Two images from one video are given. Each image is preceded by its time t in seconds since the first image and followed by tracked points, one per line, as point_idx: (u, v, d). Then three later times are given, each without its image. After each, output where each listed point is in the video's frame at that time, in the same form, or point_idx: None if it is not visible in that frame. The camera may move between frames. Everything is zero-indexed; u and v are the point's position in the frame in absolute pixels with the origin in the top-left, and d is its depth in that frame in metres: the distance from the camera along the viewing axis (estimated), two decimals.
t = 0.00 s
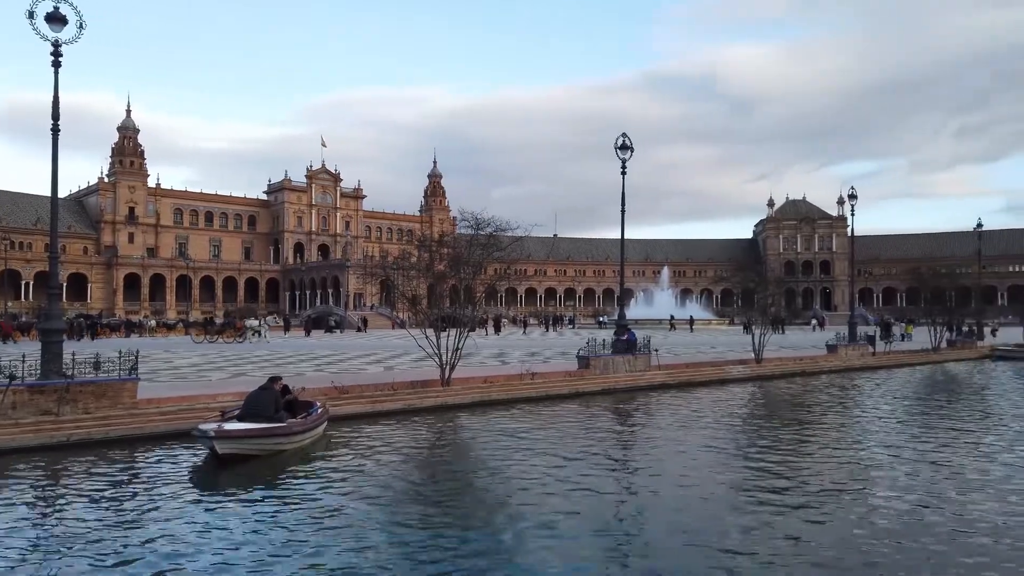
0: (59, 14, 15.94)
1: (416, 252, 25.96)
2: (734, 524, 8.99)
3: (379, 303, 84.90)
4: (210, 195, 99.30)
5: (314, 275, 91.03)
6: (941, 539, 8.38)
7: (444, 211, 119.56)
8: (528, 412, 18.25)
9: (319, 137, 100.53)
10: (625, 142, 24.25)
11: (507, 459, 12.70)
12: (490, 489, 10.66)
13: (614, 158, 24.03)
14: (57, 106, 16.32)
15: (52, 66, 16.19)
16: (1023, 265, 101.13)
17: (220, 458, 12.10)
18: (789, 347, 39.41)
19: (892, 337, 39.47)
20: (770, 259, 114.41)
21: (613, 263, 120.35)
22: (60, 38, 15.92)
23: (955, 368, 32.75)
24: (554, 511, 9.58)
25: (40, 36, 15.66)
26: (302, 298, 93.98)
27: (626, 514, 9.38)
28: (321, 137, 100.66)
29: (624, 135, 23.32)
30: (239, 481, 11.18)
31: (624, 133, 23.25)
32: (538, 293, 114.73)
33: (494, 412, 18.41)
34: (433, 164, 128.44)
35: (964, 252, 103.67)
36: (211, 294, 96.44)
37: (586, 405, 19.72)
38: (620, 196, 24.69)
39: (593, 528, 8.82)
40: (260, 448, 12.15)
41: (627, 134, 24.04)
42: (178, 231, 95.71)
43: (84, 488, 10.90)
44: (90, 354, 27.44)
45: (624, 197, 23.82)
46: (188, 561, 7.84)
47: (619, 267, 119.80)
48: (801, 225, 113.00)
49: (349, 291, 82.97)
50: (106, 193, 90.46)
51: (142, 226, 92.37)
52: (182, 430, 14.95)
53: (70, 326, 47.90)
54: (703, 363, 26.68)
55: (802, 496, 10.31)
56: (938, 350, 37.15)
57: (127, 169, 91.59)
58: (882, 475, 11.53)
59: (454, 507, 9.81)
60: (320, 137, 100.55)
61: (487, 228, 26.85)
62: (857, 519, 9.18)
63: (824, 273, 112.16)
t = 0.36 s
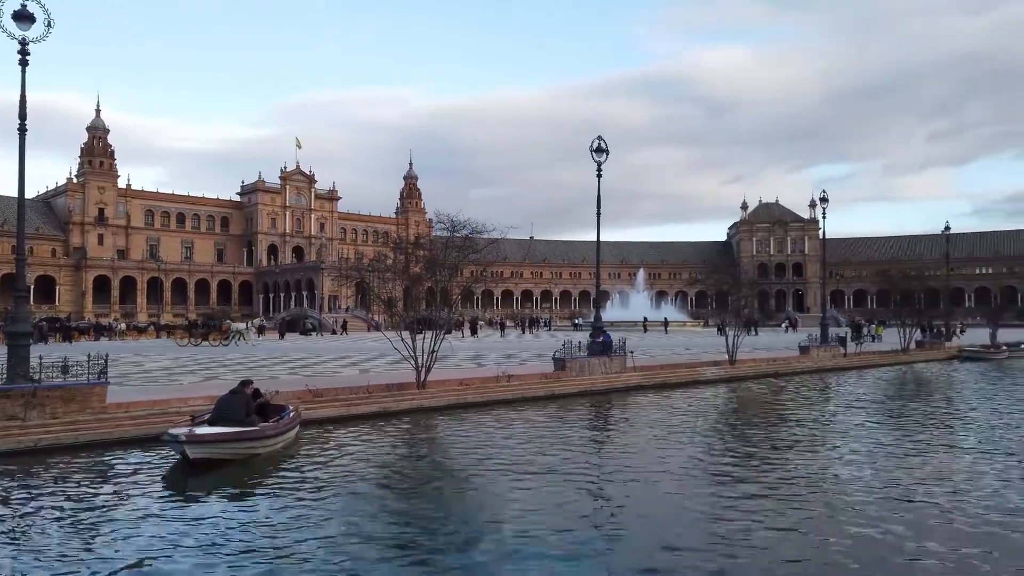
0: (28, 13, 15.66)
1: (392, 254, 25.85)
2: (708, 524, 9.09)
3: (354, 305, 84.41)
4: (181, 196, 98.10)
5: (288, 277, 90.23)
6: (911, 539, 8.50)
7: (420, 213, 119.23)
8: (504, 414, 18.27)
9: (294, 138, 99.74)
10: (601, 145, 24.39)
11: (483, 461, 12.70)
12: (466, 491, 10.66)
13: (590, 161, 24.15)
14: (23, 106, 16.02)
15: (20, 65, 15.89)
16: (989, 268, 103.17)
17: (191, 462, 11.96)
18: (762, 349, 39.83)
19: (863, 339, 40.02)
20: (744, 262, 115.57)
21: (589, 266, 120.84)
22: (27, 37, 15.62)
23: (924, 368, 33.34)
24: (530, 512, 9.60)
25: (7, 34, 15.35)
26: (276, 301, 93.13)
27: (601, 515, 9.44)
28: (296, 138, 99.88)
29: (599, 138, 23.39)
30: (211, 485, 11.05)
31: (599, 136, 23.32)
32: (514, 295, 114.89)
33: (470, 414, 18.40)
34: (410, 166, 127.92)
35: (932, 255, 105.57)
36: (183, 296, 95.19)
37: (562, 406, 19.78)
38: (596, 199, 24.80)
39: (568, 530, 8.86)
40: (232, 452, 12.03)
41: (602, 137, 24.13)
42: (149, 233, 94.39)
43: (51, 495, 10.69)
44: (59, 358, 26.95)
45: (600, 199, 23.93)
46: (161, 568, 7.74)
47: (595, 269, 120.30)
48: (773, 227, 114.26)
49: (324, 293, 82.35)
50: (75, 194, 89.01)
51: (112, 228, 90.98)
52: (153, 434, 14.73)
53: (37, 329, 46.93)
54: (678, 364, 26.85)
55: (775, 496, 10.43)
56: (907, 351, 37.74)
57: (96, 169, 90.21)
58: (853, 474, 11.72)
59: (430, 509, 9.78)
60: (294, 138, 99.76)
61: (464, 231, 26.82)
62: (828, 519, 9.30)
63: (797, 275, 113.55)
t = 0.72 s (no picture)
0: None
1: (366, 256, 25.68)
2: (680, 524, 9.18)
3: (327, 308, 83.75)
4: (151, 197, 96.65)
5: (260, 280, 89.25)
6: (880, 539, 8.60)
7: (394, 215, 118.72)
8: (478, 417, 18.24)
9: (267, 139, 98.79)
10: (576, 149, 24.47)
11: (456, 464, 12.69)
12: (438, 494, 10.64)
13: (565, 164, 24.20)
14: None
15: None
16: (955, 271, 105.22)
17: (160, 467, 11.78)
18: (735, 351, 40.18)
19: (832, 340, 40.51)
20: (716, 265, 116.65)
21: (564, 268, 121.19)
22: None
23: (892, 370, 33.85)
24: (504, 514, 9.61)
25: None
26: (248, 303, 92.07)
27: (574, 516, 9.49)
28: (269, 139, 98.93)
29: (573, 141, 23.45)
30: (181, 490, 10.89)
31: (573, 139, 23.39)
32: (488, 298, 114.86)
33: (443, 417, 18.34)
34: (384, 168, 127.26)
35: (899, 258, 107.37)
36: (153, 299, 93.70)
37: (536, 409, 19.82)
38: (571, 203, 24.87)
39: (541, 532, 8.88)
40: (202, 456, 11.88)
41: (577, 140, 24.22)
42: (118, 234, 92.88)
43: (15, 501, 10.46)
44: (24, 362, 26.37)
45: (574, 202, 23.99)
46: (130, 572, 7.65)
47: (570, 272, 120.67)
48: (745, 231, 115.49)
49: (296, 296, 81.58)
50: (41, 194, 87.36)
51: (79, 229, 89.39)
52: (120, 439, 14.48)
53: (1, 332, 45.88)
54: (651, 367, 26.97)
55: (747, 496, 10.52)
56: (875, 352, 38.28)
57: (63, 169, 88.62)
58: (824, 475, 11.87)
59: (404, 512, 9.74)
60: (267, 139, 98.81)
61: (438, 233, 26.74)
62: (799, 520, 9.37)
63: (768, 278, 114.90)
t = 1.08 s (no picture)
0: None
1: (337, 258, 25.45)
2: (653, 525, 9.24)
3: (298, 309, 82.94)
4: (118, 197, 95.06)
5: (229, 281, 88.06)
6: (848, 538, 8.74)
7: (366, 216, 118.02)
8: (450, 419, 18.17)
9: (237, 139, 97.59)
10: (548, 151, 24.53)
11: (427, 466, 12.60)
12: (410, 497, 10.58)
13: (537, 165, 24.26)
14: None
15: None
16: (919, 274, 107.46)
17: (124, 473, 11.56)
18: (704, 353, 40.69)
19: (800, 342, 41.11)
20: (686, 268, 117.73)
21: (537, 270, 121.44)
22: None
23: (857, 371, 34.47)
24: (475, 516, 9.58)
25: None
26: (217, 305, 90.81)
27: (547, 517, 9.54)
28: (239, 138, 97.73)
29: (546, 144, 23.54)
30: (148, 495, 10.72)
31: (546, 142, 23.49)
32: (461, 300, 114.68)
33: (414, 420, 18.25)
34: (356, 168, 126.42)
35: (866, 261, 109.35)
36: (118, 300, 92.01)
37: (508, 411, 19.78)
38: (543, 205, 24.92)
39: (513, 533, 8.89)
40: (168, 461, 11.69)
41: (549, 144, 24.31)
42: (82, 234, 91.18)
43: None
44: None
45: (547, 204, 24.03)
46: None
47: (543, 274, 120.99)
48: (715, 234, 116.77)
49: (266, 297, 80.73)
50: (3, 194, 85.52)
51: (42, 229, 87.60)
52: (83, 444, 14.18)
53: None
54: (622, 368, 27.12)
55: (718, 496, 10.66)
56: (841, 354, 38.94)
57: (26, 168, 86.91)
58: (792, 475, 12.09)
59: (375, 515, 9.69)
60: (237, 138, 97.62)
61: (410, 235, 26.61)
62: (769, 519, 9.51)
63: (738, 281, 116.30)
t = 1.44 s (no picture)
0: None
1: (304, 260, 25.15)
2: (620, 525, 9.31)
3: (264, 312, 81.85)
4: (78, 197, 93.05)
5: (193, 282, 86.63)
6: (813, 537, 8.88)
7: (334, 218, 117.00)
8: (418, 422, 18.08)
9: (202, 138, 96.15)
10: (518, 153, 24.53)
11: (394, 469, 12.53)
12: (377, 500, 10.51)
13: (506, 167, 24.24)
14: None
15: None
16: (881, 277, 109.68)
17: (83, 478, 11.30)
18: (672, 355, 41.07)
19: (765, 344, 41.64)
20: (654, 271, 118.64)
21: (506, 273, 121.47)
22: None
23: (821, 373, 35.04)
24: (443, 519, 9.55)
25: None
26: (180, 307, 89.28)
27: (515, 519, 9.55)
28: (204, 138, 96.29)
29: (515, 147, 23.53)
30: (107, 501, 10.51)
31: (514, 144, 23.48)
32: (429, 302, 114.27)
33: (382, 423, 18.13)
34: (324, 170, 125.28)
35: (829, 264, 111.29)
36: (78, 302, 90.01)
37: (477, 414, 19.75)
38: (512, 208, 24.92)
39: (481, 535, 8.88)
40: (130, 466, 11.47)
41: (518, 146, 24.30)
42: (41, 235, 89.12)
43: None
44: None
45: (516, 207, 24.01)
46: None
47: (512, 276, 121.05)
48: (683, 237, 117.89)
49: (231, 300, 79.60)
50: None
51: None
52: (41, 449, 13.83)
53: None
54: (591, 371, 27.20)
55: (687, 496, 10.82)
56: (805, 356, 39.56)
57: None
58: (759, 475, 12.31)
59: (342, 518, 9.62)
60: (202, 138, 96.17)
61: (378, 237, 26.42)
62: (737, 519, 9.65)
63: (705, 284, 117.62)
